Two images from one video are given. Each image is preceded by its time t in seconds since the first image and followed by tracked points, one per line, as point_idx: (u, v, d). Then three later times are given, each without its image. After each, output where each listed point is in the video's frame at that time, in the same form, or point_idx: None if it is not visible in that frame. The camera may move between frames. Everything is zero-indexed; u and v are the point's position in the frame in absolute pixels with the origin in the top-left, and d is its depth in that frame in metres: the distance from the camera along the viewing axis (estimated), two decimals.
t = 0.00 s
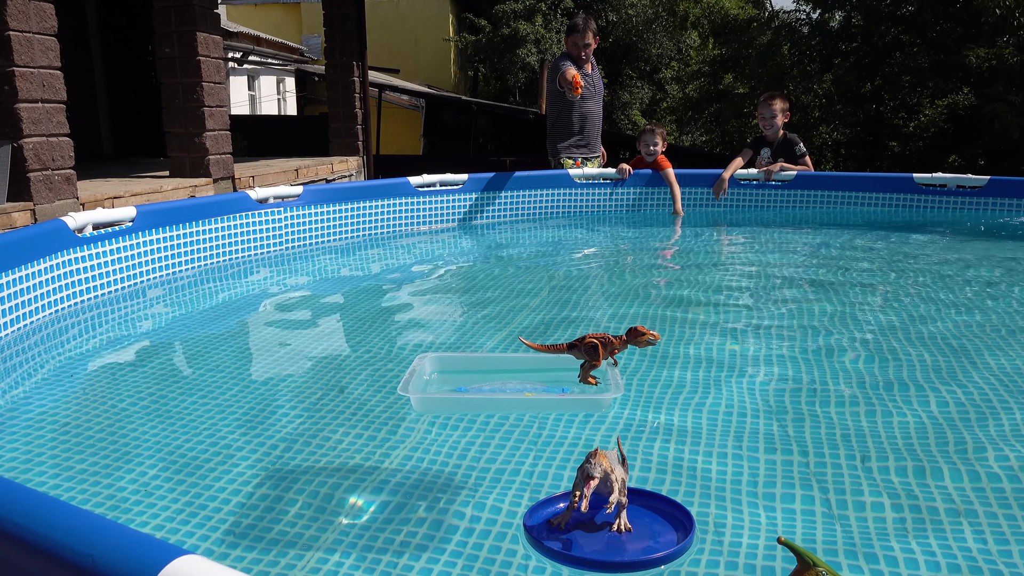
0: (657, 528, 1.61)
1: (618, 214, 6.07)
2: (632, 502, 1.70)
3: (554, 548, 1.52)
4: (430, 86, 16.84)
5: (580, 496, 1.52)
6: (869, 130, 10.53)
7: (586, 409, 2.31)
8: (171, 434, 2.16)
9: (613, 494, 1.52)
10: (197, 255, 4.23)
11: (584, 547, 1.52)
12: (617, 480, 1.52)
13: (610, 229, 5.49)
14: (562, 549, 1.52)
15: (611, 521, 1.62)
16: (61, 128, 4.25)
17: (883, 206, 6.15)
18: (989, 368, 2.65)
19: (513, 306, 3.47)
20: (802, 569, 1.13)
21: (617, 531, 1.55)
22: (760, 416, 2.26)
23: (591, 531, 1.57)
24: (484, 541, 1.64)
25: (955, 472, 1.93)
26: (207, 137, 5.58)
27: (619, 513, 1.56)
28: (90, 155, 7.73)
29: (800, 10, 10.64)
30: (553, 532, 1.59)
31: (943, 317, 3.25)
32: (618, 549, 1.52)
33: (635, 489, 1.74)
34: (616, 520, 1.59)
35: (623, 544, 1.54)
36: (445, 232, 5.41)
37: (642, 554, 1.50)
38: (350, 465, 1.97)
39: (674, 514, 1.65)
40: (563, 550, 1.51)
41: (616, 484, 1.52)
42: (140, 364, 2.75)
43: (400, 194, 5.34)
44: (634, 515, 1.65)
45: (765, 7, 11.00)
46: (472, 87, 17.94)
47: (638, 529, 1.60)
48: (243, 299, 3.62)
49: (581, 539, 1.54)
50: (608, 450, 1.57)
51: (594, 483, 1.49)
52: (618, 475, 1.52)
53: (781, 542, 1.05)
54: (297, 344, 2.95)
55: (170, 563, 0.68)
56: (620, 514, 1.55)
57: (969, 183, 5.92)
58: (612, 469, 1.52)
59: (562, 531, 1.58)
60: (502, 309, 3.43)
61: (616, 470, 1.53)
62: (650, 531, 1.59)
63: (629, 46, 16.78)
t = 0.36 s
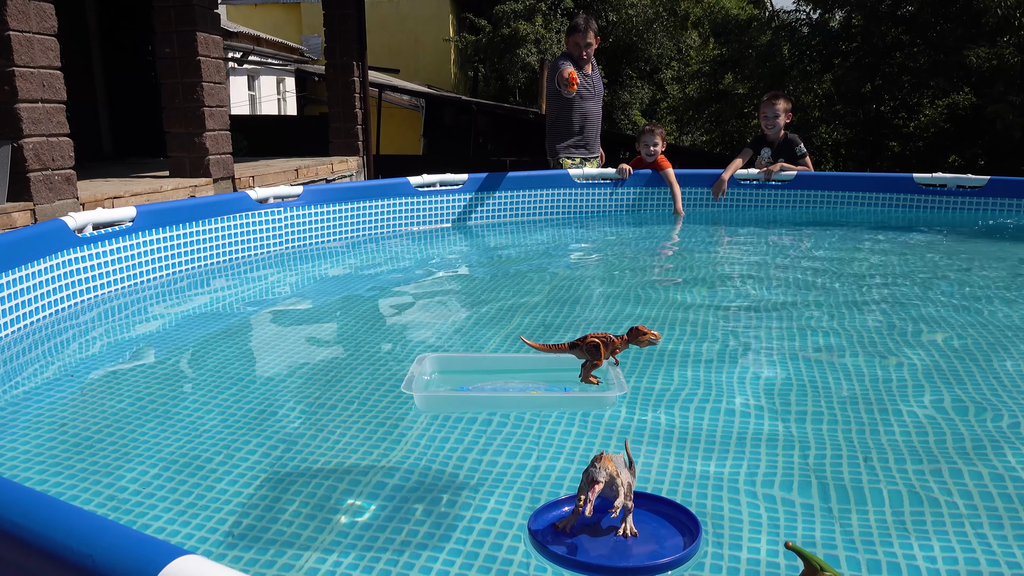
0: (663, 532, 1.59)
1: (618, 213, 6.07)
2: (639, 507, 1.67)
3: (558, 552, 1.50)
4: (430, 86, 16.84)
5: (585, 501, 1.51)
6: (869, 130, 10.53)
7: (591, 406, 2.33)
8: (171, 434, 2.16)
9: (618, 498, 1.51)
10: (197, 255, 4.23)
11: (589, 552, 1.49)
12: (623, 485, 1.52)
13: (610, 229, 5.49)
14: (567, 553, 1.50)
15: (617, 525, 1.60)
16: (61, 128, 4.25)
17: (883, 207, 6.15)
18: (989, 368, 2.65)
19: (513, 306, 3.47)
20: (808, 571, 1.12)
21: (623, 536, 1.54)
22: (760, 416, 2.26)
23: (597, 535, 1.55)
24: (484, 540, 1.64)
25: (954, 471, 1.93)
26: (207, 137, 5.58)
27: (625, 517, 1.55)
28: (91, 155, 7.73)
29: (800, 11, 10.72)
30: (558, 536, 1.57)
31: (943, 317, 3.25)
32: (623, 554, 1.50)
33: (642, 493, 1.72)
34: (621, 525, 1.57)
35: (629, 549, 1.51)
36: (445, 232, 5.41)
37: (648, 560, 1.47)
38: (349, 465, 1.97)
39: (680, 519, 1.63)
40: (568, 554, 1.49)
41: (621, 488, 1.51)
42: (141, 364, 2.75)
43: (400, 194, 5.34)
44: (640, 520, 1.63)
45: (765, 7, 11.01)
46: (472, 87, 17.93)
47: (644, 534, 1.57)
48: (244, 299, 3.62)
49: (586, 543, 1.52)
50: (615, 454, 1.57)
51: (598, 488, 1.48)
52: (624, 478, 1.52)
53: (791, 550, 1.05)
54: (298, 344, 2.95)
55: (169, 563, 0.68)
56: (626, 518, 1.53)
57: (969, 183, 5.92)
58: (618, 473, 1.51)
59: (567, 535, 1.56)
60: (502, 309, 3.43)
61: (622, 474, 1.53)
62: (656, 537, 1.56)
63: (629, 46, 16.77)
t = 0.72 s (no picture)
0: (672, 537, 1.58)
1: (618, 214, 6.07)
2: (649, 511, 1.67)
3: (564, 558, 1.48)
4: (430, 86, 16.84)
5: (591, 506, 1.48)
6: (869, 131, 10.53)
7: (594, 406, 2.34)
8: (171, 434, 2.15)
9: (625, 503, 1.49)
10: (197, 255, 4.23)
11: (595, 558, 1.47)
12: (629, 490, 1.49)
13: (610, 229, 5.49)
14: (573, 559, 1.48)
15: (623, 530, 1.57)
16: (61, 128, 4.25)
17: (882, 206, 6.16)
18: (989, 368, 2.65)
19: (513, 306, 3.48)
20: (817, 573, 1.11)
21: (630, 540, 1.51)
22: (760, 415, 2.27)
23: (604, 541, 1.53)
24: (486, 539, 1.64)
25: (954, 471, 1.93)
26: (207, 137, 5.58)
27: (633, 522, 1.52)
28: (90, 155, 7.73)
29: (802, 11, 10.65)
30: (564, 541, 1.55)
31: (943, 317, 3.26)
32: (631, 559, 1.47)
33: (653, 497, 1.72)
34: (629, 529, 1.55)
35: (636, 554, 1.49)
36: (445, 232, 5.41)
37: (654, 565, 1.45)
38: (350, 464, 1.97)
39: (690, 523, 1.62)
40: (573, 560, 1.47)
41: (628, 494, 1.48)
42: (141, 364, 2.75)
43: (400, 194, 5.34)
44: (649, 524, 1.62)
45: (766, 7, 11.00)
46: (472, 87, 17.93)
47: (651, 538, 1.56)
48: (244, 299, 3.62)
49: (592, 549, 1.50)
50: (621, 458, 1.53)
51: (603, 493, 1.45)
52: (631, 484, 1.49)
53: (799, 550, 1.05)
54: (299, 344, 2.95)
55: (170, 563, 0.68)
56: (634, 523, 1.51)
57: (969, 183, 5.92)
58: (624, 478, 1.48)
59: (574, 540, 1.54)
60: (503, 308, 3.43)
61: (628, 479, 1.49)
62: (665, 541, 1.56)
63: (629, 46, 16.78)
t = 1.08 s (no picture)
0: (679, 541, 1.53)
1: (618, 214, 6.07)
2: (657, 515, 1.62)
3: (569, 561, 1.44)
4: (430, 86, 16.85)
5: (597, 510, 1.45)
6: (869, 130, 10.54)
7: (597, 405, 2.32)
8: (171, 434, 2.15)
9: (632, 507, 1.46)
10: (197, 255, 4.23)
11: (602, 562, 1.44)
12: (637, 494, 1.47)
13: (610, 229, 5.49)
14: (579, 564, 1.44)
15: (631, 535, 1.54)
16: (61, 128, 4.25)
17: (883, 206, 6.16)
18: (989, 368, 2.65)
19: (514, 306, 3.47)
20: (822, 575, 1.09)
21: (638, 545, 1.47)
22: (760, 416, 2.27)
23: (610, 545, 1.49)
24: (486, 540, 1.64)
25: (953, 471, 1.93)
26: (207, 137, 5.58)
27: (640, 526, 1.49)
28: (90, 155, 7.73)
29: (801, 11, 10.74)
30: (570, 545, 1.51)
31: (943, 317, 3.26)
32: (637, 564, 1.43)
33: (661, 501, 1.66)
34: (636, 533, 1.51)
35: (643, 560, 1.45)
36: (445, 232, 5.41)
37: (661, 570, 1.41)
38: (349, 465, 1.97)
39: (699, 528, 1.56)
40: (578, 564, 1.43)
41: (634, 498, 1.46)
42: (141, 364, 2.75)
43: (400, 194, 5.33)
44: (655, 527, 1.58)
45: (766, 6, 11.04)
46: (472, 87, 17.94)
47: (659, 543, 1.52)
48: (244, 299, 3.62)
49: (599, 553, 1.46)
50: (627, 462, 1.52)
51: (609, 498, 1.42)
52: (637, 487, 1.47)
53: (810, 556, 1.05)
54: (299, 344, 2.94)
55: (170, 563, 0.68)
56: (641, 528, 1.47)
57: (969, 183, 5.92)
58: (631, 482, 1.46)
59: (581, 543, 1.51)
60: (503, 309, 3.43)
61: (635, 483, 1.47)
62: (672, 546, 1.51)
63: (629, 45, 16.79)
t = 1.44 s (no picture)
0: (686, 546, 1.52)
1: (618, 214, 6.07)
2: (662, 520, 1.61)
3: (573, 564, 1.43)
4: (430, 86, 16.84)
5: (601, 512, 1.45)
6: (869, 130, 10.54)
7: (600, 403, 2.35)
8: (171, 434, 2.15)
9: (637, 509, 1.45)
10: (197, 255, 4.23)
11: (606, 566, 1.42)
12: (642, 496, 1.46)
13: (610, 229, 5.49)
14: (582, 566, 1.43)
15: (636, 538, 1.53)
16: (61, 128, 4.25)
17: (882, 206, 6.16)
18: (990, 368, 2.65)
19: (513, 306, 3.47)
20: None
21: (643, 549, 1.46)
22: (760, 416, 2.27)
23: (616, 549, 1.48)
24: (485, 541, 1.63)
25: (952, 471, 1.93)
26: (207, 137, 5.58)
27: (646, 531, 1.48)
28: (90, 154, 7.72)
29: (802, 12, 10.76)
30: (575, 548, 1.50)
31: (943, 317, 3.25)
32: (643, 568, 1.42)
33: (667, 506, 1.65)
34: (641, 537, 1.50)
35: (648, 564, 1.44)
36: (445, 232, 5.40)
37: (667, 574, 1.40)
38: (348, 465, 1.97)
39: (704, 532, 1.55)
40: (582, 566, 1.42)
41: (639, 500, 1.45)
42: (142, 364, 2.75)
43: (400, 194, 5.33)
44: (660, 532, 1.56)
45: (767, 7, 11.02)
46: (472, 87, 17.95)
47: (664, 547, 1.51)
48: (244, 299, 3.62)
49: (604, 556, 1.45)
50: (633, 464, 1.51)
51: (612, 498, 1.42)
52: (643, 489, 1.46)
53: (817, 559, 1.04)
54: (301, 344, 2.95)
55: (170, 563, 0.68)
56: (646, 531, 1.46)
57: (969, 183, 5.92)
58: (636, 483, 1.45)
59: (585, 546, 1.50)
60: (503, 309, 3.43)
61: (640, 485, 1.46)
62: (677, 550, 1.50)
63: (629, 45, 16.80)
